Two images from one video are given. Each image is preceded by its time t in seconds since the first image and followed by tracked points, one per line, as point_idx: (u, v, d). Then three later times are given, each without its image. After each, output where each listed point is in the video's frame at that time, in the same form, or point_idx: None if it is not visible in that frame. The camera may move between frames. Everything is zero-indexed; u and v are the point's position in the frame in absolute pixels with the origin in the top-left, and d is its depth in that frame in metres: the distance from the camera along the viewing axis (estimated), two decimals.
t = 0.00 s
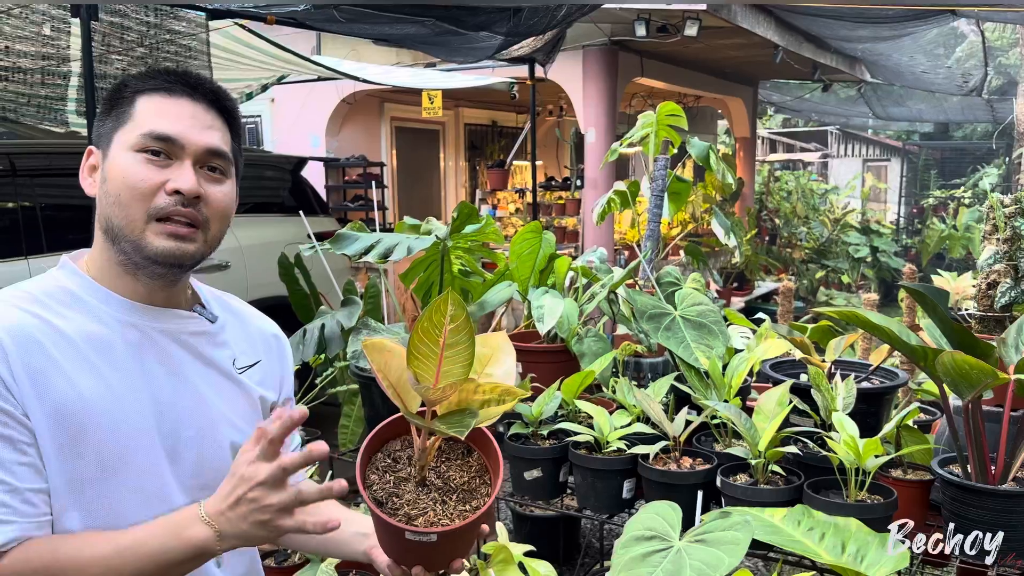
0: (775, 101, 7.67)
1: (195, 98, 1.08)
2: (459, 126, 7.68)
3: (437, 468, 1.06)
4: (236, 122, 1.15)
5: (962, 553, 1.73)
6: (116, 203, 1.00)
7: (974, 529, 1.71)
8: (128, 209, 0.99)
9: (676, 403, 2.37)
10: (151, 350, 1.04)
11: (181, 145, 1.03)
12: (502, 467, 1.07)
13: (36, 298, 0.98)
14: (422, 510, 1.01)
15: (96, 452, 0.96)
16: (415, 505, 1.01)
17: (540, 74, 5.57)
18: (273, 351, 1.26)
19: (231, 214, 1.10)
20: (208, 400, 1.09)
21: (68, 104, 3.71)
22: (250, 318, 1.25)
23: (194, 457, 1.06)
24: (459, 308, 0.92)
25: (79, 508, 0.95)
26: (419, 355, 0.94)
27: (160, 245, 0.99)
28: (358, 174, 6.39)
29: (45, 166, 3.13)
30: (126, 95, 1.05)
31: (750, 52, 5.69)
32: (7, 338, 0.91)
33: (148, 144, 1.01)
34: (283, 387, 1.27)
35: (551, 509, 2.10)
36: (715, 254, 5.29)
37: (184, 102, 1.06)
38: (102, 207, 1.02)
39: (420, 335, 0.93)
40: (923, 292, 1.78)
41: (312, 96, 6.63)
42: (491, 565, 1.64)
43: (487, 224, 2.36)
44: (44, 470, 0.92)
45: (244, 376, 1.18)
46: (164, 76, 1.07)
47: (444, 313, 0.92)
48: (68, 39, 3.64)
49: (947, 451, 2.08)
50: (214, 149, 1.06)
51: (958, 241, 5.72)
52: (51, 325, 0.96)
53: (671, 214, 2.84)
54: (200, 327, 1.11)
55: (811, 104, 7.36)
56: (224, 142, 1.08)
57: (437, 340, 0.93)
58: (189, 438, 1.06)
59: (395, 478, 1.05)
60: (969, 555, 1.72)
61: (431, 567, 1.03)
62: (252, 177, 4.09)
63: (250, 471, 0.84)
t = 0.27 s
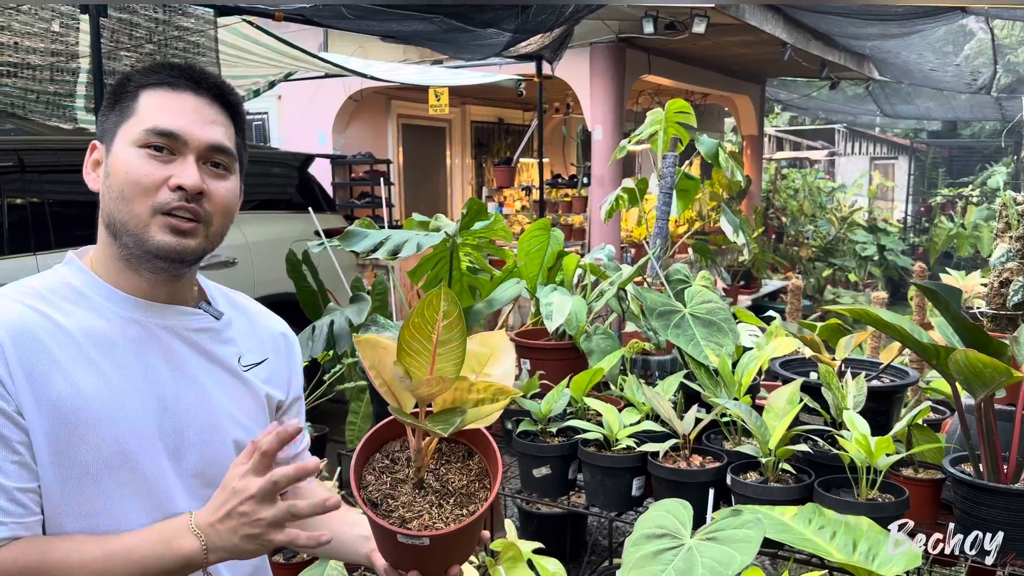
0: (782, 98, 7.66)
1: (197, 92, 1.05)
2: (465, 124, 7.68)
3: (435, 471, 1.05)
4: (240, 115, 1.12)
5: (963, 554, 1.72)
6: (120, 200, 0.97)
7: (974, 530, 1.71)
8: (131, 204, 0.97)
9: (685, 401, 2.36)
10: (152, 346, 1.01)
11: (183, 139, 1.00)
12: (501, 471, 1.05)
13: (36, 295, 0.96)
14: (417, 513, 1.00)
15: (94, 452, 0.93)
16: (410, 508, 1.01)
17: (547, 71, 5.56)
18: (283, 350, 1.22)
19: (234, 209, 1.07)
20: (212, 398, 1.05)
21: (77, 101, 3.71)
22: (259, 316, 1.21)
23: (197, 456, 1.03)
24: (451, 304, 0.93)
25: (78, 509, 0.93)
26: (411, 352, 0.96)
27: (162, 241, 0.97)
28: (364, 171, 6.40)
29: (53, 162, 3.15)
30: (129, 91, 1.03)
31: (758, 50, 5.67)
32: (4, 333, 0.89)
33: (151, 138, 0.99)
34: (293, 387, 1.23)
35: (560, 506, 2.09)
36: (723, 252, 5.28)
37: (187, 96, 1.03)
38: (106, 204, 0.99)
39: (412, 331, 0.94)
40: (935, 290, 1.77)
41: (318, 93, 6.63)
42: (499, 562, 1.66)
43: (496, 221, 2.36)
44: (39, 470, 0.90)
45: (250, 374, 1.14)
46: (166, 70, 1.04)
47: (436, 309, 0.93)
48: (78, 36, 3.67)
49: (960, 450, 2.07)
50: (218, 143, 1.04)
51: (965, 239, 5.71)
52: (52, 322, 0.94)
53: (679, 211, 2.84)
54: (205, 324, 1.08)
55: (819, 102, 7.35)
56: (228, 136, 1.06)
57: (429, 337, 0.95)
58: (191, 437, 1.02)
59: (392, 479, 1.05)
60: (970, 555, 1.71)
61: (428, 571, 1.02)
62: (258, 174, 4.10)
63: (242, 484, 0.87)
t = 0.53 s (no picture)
0: (791, 96, 7.65)
1: (206, 87, 1.05)
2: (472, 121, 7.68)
3: (444, 466, 1.04)
4: (249, 111, 1.11)
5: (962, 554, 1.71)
6: (130, 196, 0.97)
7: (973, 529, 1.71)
8: (140, 199, 0.97)
9: (694, 399, 2.35)
10: (160, 340, 1.00)
11: (192, 135, 1.00)
12: (509, 468, 1.03)
13: (47, 289, 0.96)
14: (422, 507, 0.99)
15: (99, 445, 0.93)
16: (415, 502, 1.00)
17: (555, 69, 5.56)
18: (297, 346, 1.19)
19: (245, 204, 1.06)
20: (219, 393, 1.04)
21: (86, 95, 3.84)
22: (273, 313, 1.19)
23: (204, 452, 1.02)
24: (458, 291, 0.93)
25: (83, 503, 0.93)
26: (417, 338, 0.95)
27: (171, 236, 0.97)
28: (372, 168, 6.41)
29: (63, 158, 3.20)
30: (138, 87, 1.03)
31: (766, 47, 5.66)
32: (13, 326, 0.90)
33: (159, 133, 0.99)
34: (307, 385, 1.20)
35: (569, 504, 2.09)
36: (731, 250, 5.28)
37: (196, 91, 1.03)
38: (116, 199, 0.99)
39: (418, 317, 0.94)
40: (948, 289, 1.76)
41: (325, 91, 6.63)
42: (510, 558, 1.65)
43: (506, 218, 2.37)
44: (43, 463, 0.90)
45: (263, 371, 1.12)
46: (175, 66, 1.04)
47: (442, 296, 0.93)
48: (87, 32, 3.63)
49: (971, 450, 2.06)
50: (227, 138, 1.03)
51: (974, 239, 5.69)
52: (61, 316, 0.94)
53: (688, 209, 2.84)
54: (213, 320, 1.06)
55: (826, 100, 7.33)
56: (237, 131, 1.05)
57: (435, 324, 0.95)
58: (198, 432, 1.01)
59: (400, 473, 1.04)
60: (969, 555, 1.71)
61: (433, 566, 1.01)
62: (267, 171, 4.11)
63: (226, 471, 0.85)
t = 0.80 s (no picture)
0: (798, 95, 7.63)
1: (218, 82, 1.04)
2: (479, 119, 7.68)
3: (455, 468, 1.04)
4: (259, 106, 1.11)
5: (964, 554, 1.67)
6: (145, 193, 0.97)
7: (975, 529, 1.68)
8: (155, 196, 0.96)
9: (701, 398, 2.35)
10: (172, 338, 1.00)
11: (205, 131, 1.00)
12: (520, 471, 1.03)
13: (59, 284, 0.96)
14: (430, 509, 0.99)
15: (106, 441, 0.92)
16: (423, 503, 1.00)
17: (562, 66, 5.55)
18: (311, 346, 1.18)
19: (258, 200, 1.06)
20: (229, 392, 1.03)
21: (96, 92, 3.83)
22: (288, 312, 1.18)
23: (212, 452, 1.01)
24: (469, 289, 0.95)
25: (89, 499, 0.92)
26: (427, 336, 0.97)
27: (188, 233, 0.97)
28: (378, 166, 6.42)
29: (71, 155, 3.25)
30: (151, 83, 1.02)
31: (774, 45, 5.64)
32: (26, 321, 0.90)
33: (173, 129, 0.99)
34: (320, 385, 1.19)
35: (576, 503, 2.08)
36: (739, 249, 5.27)
37: (208, 87, 1.03)
38: (131, 196, 0.99)
39: (429, 315, 0.96)
40: (960, 289, 1.75)
41: (332, 89, 6.63)
42: (516, 557, 1.64)
43: (513, 216, 2.37)
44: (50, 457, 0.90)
45: (275, 370, 1.10)
46: (186, 62, 1.04)
47: (453, 293, 0.95)
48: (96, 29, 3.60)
49: (982, 450, 2.05)
50: (240, 134, 1.03)
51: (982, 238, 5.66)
52: (72, 311, 0.94)
53: (696, 207, 2.83)
54: (226, 318, 1.05)
55: (835, 99, 7.30)
56: (248, 125, 1.05)
57: (446, 322, 0.96)
58: (206, 431, 1.01)
59: (410, 473, 1.05)
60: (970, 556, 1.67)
61: (441, 569, 1.00)
62: (274, 168, 4.12)
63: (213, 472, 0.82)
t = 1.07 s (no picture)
0: (805, 94, 7.61)
1: (228, 76, 1.05)
2: (485, 117, 7.68)
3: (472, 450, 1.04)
4: (268, 100, 1.11)
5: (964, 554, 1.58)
6: (159, 185, 0.96)
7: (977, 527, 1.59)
8: (169, 188, 0.96)
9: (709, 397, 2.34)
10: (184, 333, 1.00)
11: (219, 122, 1.00)
12: (538, 450, 1.03)
13: (71, 279, 0.96)
14: (451, 489, 0.98)
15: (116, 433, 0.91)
16: (443, 484, 0.99)
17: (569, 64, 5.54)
18: (322, 343, 1.18)
19: (271, 192, 1.06)
20: (239, 386, 1.02)
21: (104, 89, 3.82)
22: (298, 308, 1.18)
23: (223, 445, 0.99)
24: (487, 268, 0.94)
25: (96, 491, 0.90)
26: (446, 314, 0.97)
27: (203, 226, 0.95)
28: (384, 163, 6.42)
29: (77, 152, 3.29)
30: (163, 77, 1.02)
31: (781, 44, 5.62)
32: (39, 314, 0.90)
33: (186, 121, 0.98)
34: (331, 382, 1.19)
35: (582, 502, 2.08)
36: (745, 248, 5.26)
37: (220, 80, 1.03)
38: (144, 190, 0.98)
39: (446, 295, 0.96)
40: (971, 289, 1.73)
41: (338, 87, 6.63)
42: (523, 556, 1.62)
43: (520, 214, 2.38)
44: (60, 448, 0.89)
45: (286, 367, 1.10)
46: (197, 56, 1.04)
47: (471, 272, 0.95)
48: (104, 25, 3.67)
49: (991, 451, 2.03)
50: (252, 128, 1.03)
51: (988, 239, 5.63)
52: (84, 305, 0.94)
53: (704, 206, 2.82)
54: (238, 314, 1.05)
55: (841, 98, 7.27)
56: (260, 118, 1.05)
57: (464, 302, 0.96)
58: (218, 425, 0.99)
59: (427, 457, 1.05)
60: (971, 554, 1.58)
61: (460, 551, 0.99)
62: (280, 166, 4.12)
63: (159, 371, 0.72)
